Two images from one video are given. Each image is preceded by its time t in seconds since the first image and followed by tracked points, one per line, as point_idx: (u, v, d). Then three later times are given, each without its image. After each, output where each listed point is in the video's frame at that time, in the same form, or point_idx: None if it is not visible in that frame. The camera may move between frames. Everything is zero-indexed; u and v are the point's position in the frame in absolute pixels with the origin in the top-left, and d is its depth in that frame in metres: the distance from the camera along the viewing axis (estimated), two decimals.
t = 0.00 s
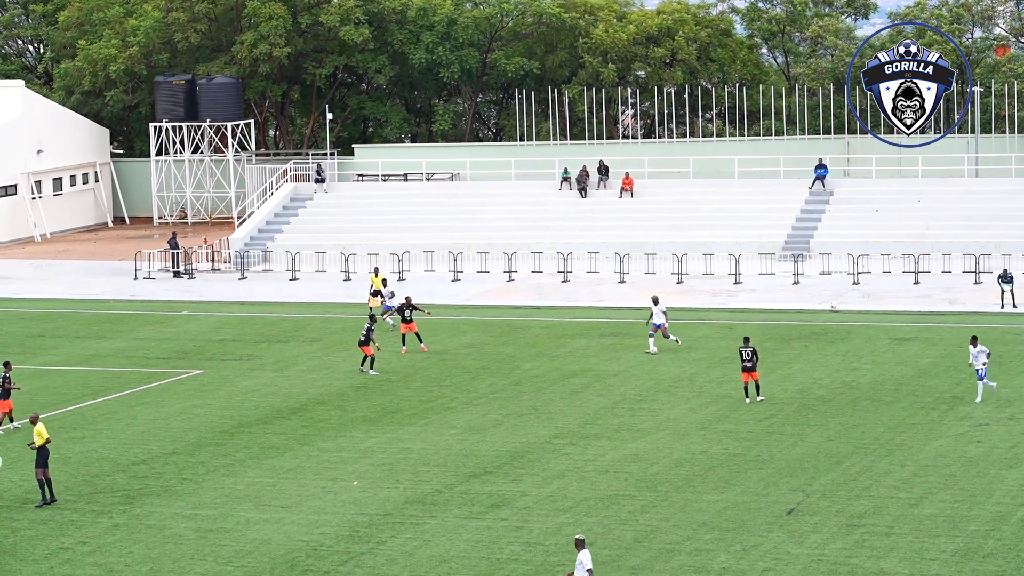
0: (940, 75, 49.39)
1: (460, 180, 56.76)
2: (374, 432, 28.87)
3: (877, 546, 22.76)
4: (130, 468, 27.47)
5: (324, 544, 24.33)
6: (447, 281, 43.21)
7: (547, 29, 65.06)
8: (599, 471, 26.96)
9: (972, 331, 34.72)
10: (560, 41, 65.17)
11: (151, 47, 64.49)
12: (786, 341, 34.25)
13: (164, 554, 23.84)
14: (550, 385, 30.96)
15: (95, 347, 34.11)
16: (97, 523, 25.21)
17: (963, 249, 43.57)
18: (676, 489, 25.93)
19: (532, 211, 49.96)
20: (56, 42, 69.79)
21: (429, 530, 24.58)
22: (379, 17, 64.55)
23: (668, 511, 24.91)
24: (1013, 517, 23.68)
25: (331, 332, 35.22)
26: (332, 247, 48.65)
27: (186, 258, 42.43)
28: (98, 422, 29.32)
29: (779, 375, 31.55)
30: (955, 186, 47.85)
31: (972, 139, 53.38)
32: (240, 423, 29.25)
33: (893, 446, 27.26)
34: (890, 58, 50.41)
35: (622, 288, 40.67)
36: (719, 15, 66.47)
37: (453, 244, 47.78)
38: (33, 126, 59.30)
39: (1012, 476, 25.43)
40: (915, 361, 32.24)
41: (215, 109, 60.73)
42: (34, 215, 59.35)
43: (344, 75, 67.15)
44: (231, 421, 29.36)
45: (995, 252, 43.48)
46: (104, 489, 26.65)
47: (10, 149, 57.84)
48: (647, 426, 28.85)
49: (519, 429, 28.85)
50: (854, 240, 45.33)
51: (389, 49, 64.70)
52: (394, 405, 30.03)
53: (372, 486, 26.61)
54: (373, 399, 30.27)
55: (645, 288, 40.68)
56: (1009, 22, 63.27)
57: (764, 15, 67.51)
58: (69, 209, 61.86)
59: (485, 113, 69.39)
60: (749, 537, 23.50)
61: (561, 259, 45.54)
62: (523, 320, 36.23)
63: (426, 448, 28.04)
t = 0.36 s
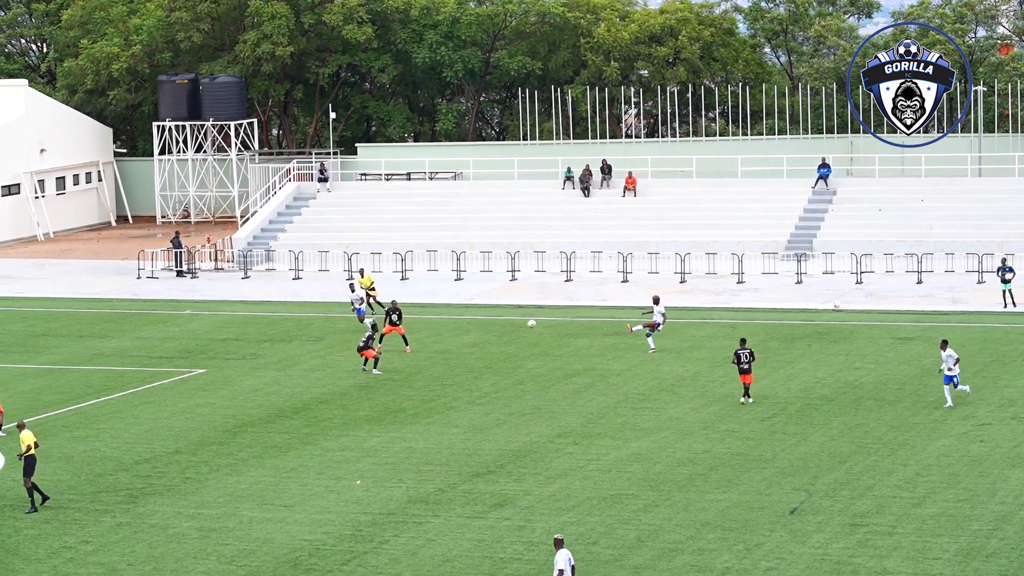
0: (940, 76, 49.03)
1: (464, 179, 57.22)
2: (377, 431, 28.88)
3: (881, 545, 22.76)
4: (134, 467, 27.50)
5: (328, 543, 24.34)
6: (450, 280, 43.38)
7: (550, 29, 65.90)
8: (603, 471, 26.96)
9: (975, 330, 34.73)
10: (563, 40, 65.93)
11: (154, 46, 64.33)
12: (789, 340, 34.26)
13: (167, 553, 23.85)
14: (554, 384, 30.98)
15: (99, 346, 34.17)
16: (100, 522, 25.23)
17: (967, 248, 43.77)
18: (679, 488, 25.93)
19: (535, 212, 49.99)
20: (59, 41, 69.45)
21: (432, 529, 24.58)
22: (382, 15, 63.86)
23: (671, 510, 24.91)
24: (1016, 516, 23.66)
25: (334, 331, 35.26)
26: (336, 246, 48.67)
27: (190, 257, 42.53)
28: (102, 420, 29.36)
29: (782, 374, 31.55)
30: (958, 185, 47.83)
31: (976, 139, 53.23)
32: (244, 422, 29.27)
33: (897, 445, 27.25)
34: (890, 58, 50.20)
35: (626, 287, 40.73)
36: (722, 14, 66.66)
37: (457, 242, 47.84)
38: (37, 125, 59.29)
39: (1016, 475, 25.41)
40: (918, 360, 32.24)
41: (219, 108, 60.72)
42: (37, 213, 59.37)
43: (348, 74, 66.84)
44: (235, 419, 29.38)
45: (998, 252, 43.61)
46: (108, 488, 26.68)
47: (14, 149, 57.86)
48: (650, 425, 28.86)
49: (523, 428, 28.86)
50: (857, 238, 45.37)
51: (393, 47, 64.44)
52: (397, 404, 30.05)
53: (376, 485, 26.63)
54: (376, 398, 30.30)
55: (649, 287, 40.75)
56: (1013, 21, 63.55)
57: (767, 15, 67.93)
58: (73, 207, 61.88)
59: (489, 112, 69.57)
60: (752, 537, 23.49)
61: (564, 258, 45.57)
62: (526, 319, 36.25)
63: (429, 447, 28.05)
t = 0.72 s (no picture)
0: (940, 75, 49.21)
1: (476, 179, 57.21)
2: (389, 431, 28.90)
3: (893, 546, 22.76)
4: (146, 467, 27.51)
5: (339, 543, 24.34)
6: (462, 280, 43.52)
7: (562, 29, 65.67)
8: (614, 471, 26.95)
9: (987, 331, 34.70)
10: (573, 41, 65.89)
11: (165, 45, 64.30)
12: (800, 340, 34.26)
13: (179, 553, 23.84)
14: (566, 384, 31.00)
15: (111, 345, 34.22)
16: (112, 521, 25.23)
17: (978, 249, 43.75)
18: (690, 489, 25.94)
19: (545, 212, 50.00)
20: (71, 41, 69.67)
21: (444, 529, 24.57)
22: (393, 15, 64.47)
23: (683, 510, 24.91)
24: None
25: (346, 331, 35.31)
26: (347, 246, 48.76)
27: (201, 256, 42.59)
28: (114, 420, 29.40)
29: (794, 374, 31.55)
30: (969, 186, 47.79)
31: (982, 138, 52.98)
32: (255, 421, 29.29)
33: (908, 446, 27.25)
34: (890, 58, 50.31)
35: (636, 288, 40.59)
36: (733, 15, 66.33)
37: (468, 242, 47.89)
38: (49, 124, 58.89)
39: None
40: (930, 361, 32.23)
41: (231, 107, 60.45)
42: (49, 213, 58.88)
43: (360, 74, 66.71)
44: (246, 419, 29.39)
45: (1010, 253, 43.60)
46: (120, 487, 26.68)
47: (27, 148, 57.43)
48: (662, 425, 28.87)
49: (535, 428, 28.87)
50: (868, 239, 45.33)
51: (404, 47, 64.79)
52: (409, 404, 30.07)
53: (388, 485, 26.63)
54: (388, 398, 30.32)
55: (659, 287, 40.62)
56: None
57: (778, 16, 67.60)
58: (85, 207, 61.38)
59: (500, 112, 69.58)
60: (763, 537, 23.50)
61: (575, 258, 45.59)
62: (537, 319, 36.24)
63: (441, 447, 28.06)
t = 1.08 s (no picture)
0: (940, 76, 49.45)
1: (596, 177, 56.91)
2: (510, 429, 28.97)
3: (1016, 547, 22.64)
4: (268, 464, 27.64)
5: (461, 541, 24.36)
6: (583, 278, 43.83)
7: (683, 27, 64.04)
8: (736, 470, 26.88)
9: None
10: (695, 39, 64.20)
11: (288, 45, 64.00)
12: (923, 340, 34.14)
13: (303, 550, 23.91)
14: (688, 382, 31.10)
15: (234, 344, 34.53)
16: (235, 518, 25.36)
17: None
18: (811, 488, 25.86)
19: (651, 211, 50.18)
20: (194, 40, 68.68)
21: (566, 527, 24.53)
22: (514, 14, 63.55)
23: (804, 510, 24.85)
24: None
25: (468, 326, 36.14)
26: (468, 245, 49.19)
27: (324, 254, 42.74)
28: (236, 418, 29.62)
29: (916, 374, 31.42)
30: None
31: (981, 137, 53.16)
32: (376, 419, 29.41)
33: None
34: (890, 58, 50.64)
35: (758, 286, 40.41)
36: (854, 14, 64.29)
37: (588, 241, 48.32)
38: (172, 124, 59.23)
39: None
40: None
41: (352, 106, 60.40)
42: (173, 212, 59.24)
43: (480, 73, 66.12)
44: (368, 417, 29.51)
45: None
46: (243, 485, 26.83)
47: (149, 147, 57.93)
48: (783, 425, 28.84)
49: (656, 427, 28.88)
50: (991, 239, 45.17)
51: (526, 46, 63.74)
52: (530, 402, 30.18)
53: (509, 483, 26.65)
54: (509, 396, 30.42)
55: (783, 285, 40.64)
56: None
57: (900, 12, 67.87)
58: (209, 206, 61.58)
59: (621, 110, 68.55)
60: (886, 538, 23.41)
61: (697, 257, 45.57)
62: (657, 317, 36.33)
63: (562, 446, 28.09)
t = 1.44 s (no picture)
0: (940, 75, 52.29)
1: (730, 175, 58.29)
2: (643, 427, 28.83)
3: None
4: (403, 461, 26.80)
5: (594, 538, 22.59)
6: (718, 276, 46.95)
7: (819, 25, 65.13)
8: (870, 468, 25.90)
9: None
10: (831, 36, 65.26)
11: (422, 42, 68.99)
12: None
13: (435, 546, 22.02)
14: (822, 381, 31.60)
15: (369, 340, 38.44)
16: (369, 514, 23.69)
17: None
18: (946, 487, 24.72)
19: (773, 209, 52.46)
20: (331, 38, 74.96)
21: (699, 525, 22.88)
22: (651, 10, 66.11)
23: (937, 510, 23.46)
24: None
25: (601, 328, 38.44)
26: (604, 242, 51.81)
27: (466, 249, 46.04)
28: (370, 414, 30.24)
29: None
30: None
31: None
32: (511, 417, 29.54)
33: None
34: (891, 59, 53.46)
35: (890, 284, 43.82)
36: (990, 9, 68.00)
37: (725, 239, 50.38)
38: (308, 122, 65.14)
39: None
40: None
41: (487, 105, 64.90)
42: (308, 208, 64.94)
43: (616, 70, 69.40)
44: (498, 415, 29.80)
45: None
46: (378, 481, 25.65)
47: (287, 145, 63.74)
48: (918, 424, 28.47)
49: (791, 426, 28.59)
50: None
51: (662, 43, 66.50)
52: (665, 401, 30.46)
53: (644, 481, 25.44)
54: (644, 397, 30.77)
55: (913, 283, 43.71)
56: None
57: None
58: (342, 201, 67.75)
59: (757, 109, 70.80)
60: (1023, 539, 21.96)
61: (831, 254, 48.03)
62: (795, 317, 38.71)
63: (696, 444, 27.57)
